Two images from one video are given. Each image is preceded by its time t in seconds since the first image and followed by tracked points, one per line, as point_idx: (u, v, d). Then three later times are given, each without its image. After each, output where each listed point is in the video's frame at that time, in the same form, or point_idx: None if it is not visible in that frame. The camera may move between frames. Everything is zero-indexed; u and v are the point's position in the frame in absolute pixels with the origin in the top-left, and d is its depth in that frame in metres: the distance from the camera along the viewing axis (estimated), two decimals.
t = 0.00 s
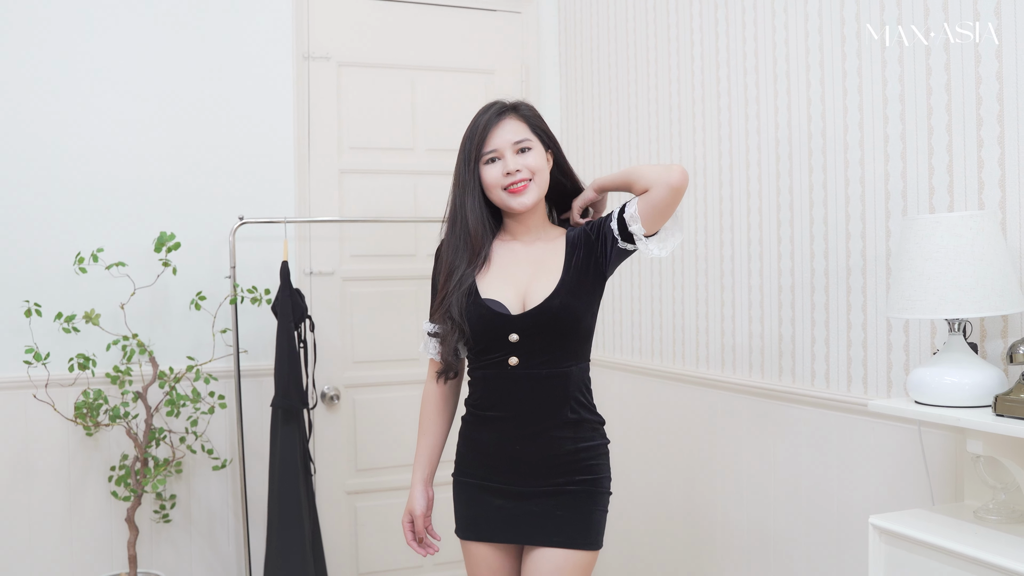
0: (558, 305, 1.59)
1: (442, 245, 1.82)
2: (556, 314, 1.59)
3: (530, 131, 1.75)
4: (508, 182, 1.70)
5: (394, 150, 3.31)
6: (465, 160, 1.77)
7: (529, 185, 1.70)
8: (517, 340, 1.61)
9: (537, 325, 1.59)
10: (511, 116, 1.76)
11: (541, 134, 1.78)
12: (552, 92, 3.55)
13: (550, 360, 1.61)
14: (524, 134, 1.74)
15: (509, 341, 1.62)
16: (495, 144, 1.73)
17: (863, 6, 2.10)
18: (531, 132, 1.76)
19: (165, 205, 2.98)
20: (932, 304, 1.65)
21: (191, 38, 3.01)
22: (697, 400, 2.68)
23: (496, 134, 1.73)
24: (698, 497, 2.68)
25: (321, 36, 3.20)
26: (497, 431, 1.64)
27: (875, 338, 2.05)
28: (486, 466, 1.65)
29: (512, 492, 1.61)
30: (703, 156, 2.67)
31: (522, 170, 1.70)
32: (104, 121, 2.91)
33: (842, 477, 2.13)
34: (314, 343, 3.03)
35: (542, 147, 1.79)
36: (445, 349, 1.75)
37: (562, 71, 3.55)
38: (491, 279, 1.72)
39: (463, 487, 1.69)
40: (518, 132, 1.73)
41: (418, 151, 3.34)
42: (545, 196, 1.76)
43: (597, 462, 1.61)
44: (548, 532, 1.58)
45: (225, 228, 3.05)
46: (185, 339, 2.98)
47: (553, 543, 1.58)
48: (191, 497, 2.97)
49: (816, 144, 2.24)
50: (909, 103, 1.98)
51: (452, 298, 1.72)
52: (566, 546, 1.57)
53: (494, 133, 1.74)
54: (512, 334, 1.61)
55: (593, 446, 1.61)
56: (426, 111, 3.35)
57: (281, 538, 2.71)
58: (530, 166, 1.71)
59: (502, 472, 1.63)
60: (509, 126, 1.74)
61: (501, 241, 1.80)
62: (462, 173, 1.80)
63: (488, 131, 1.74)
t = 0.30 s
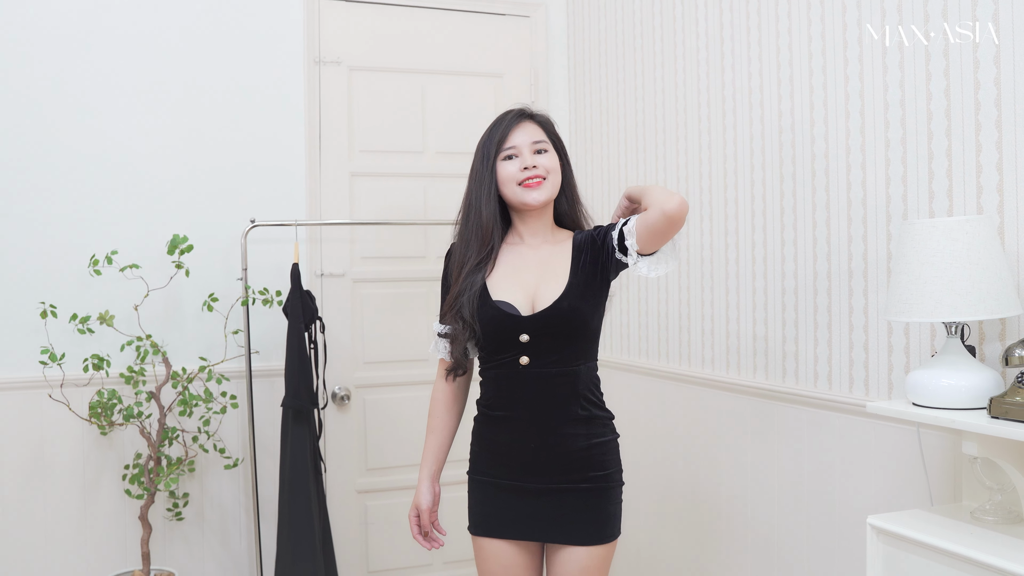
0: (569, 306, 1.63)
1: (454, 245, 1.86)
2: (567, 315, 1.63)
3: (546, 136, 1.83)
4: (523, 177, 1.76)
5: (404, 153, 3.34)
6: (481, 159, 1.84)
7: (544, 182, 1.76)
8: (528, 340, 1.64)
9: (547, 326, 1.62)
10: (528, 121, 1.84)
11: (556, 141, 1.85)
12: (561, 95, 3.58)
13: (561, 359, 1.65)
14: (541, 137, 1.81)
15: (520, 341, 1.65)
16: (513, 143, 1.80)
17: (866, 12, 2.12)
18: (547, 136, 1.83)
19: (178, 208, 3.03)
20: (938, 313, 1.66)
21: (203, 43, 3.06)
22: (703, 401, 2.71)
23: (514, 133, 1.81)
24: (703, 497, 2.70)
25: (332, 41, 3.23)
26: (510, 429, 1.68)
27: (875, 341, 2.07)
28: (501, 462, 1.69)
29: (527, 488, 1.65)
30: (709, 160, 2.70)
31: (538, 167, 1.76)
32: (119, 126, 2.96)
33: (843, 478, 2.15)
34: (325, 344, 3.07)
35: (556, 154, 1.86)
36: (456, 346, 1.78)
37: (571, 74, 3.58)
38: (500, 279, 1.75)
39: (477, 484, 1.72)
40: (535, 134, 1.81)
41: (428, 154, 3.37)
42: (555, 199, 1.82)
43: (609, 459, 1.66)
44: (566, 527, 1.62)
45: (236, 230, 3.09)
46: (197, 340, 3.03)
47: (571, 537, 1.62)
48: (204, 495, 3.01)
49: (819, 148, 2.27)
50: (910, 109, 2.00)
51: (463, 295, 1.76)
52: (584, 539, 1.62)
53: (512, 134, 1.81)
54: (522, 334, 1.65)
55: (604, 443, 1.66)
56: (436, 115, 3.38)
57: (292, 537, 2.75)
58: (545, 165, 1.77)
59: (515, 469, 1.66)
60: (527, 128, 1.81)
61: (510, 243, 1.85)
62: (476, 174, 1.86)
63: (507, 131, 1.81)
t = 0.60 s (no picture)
0: (594, 309, 1.68)
1: (477, 248, 1.90)
2: (593, 317, 1.68)
3: (569, 143, 1.87)
4: (547, 182, 1.80)
5: (410, 152, 3.37)
6: (506, 163, 1.87)
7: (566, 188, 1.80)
8: (553, 341, 1.69)
9: (574, 329, 1.67)
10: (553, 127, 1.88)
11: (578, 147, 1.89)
12: (567, 94, 3.60)
13: (586, 358, 1.69)
14: (564, 144, 1.85)
15: (546, 342, 1.69)
16: (538, 150, 1.84)
17: (866, 12, 2.13)
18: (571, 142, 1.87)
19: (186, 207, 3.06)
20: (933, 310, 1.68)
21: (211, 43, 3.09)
22: (705, 399, 2.73)
23: (539, 138, 1.84)
24: (705, 494, 2.72)
25: (339, 41, 3.26)
26: (535, 425, 1.72)
27: (874, 338, 2.08)
28: (526, 455, 1.73)
29: (553, 480, 1.69)
30: (711, 159, 2.72)
31: (561, 173, 1.80)
32: (127, 125, 2.99)
33: (842, 474, 2.17)
34: (331, 341, 3.10)
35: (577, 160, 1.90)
36: (478, 347, 1.82)
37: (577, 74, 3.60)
38: (523, 282, 1.80)
39: (502, 475, 1.77)
40: (558, 141, 1.85)
41: (434, 153, 3.40)
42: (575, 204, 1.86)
43: (630, 451, 1.72)
44: (591, 517, 1.68)
45: (243, 229, 3.12)
46: (205, 337, 3.06)
47: (598, 526, 1.68)
48: (211, 491, 3.05)
49: (820, 147, 2.28)
50: (909, 108, 2.01)
51: (487, 296, 1.80)
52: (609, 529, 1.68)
53: (537, 139, 1.85)
54: (548, 335, 1.69)
55: (628, 437, 1.71)
56: (442, 114, 3.41)
57: (298, 532, 2.78)
58: (568, 171, 1.81)
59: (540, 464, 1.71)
60: (552, 134, 1.85)
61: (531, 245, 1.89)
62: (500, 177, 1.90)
63: (532, 137, 1.85)
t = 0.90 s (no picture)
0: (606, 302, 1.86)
1: (498, 242, 2.05)
2: (605, 310, 1.85)
3: (580, 140, 2.01)
4: (559, 180, 1.94)
5: (409, 147, 3.38)
6: (522, 162, 2.02)
7: (578, 185, 1.95)
8: (568, 332, 1.85)
9: (588, 320, 1.83)
10: (564, 125, 2.02)
11: (589, 142, 2.03)
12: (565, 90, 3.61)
13: (598, 348, 1.86)
14: (575, 142, 1.99)
15: (561, 332, 1.85)
16: (549, 148, 1.98)
17: (860, 5, 2.14)
18: (581, 138, 2.00)
19: (184, 201, 3.07)
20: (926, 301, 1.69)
21: (209, 39, 3.11)
22: (701, 392, 2.74)
23: (551, 137, 1.98)
24: (701, 487, 2.73)
25: (337, 37, 3.28)
26: (550, 411, 1.87)
27: (866, 330, 2.09)
28: (541, 441, 1.88)
29: (568, 463, 1.84)
30: (707, 153, 2.73)
31: (572, 171, 1.94)
32: (126, 120, 3.01)
33: (836, 465, 2.17)
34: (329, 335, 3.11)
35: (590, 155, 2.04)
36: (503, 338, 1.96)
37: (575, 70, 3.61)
38: (542, 276, 1.96)
39: (517, 461, 1.91)
40: (570, 140, 1.99)
41: (432, 148, 3.41)
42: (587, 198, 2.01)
43: (638, 433, 1.88)
44: (606, 493, 1.83)
45: (242, 223, 3.14)
46: (203, 331, 3.07)
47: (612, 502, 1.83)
48: (209, 483, 3.06)
49: (814, 141, 2.29)
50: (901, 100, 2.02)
51: (508, 289, 1.96)
52: (623, 502, 1.83)
53: (549, 138, 1.99)
54: (563, 327, 1.85)
55: (636, 418, 1.87)
56: (440, 110, 3.42)
57: (295, 524, 2.79)
58: (580, 168, 1.95)
59: (557, 446, 1.85)
60: (563, 132, 1.99)
61: (549, 238, 2.04)
62: (517, 175, 2.04)
63: (545, 136, 1.99)
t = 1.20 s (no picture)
0: (605, 284, 2.05)
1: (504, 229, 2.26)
2: (603, 293, 2.05)
3: (581, 132, 2.21)
4: (559, 169, 2.14)
5: (404, 141, 3.40)
6: (527, 155, 2.23)
7: (577, 173, 2.15)
8: (568, 311, 2.05)
9: (587, 300, 2.03)
10: (566, 119, 2.22)
11: (590, 134, 2.23)
12: (560, 85, 3.63)
13: (597, 329, 2.06)
14: (576, 134, 2.19)
15: (561, 311, 2.05)
16: (551, 140, 2.18)
17: None
18: (581, 131, 2.21)
19: (180, 194, 3.09)
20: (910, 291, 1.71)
21: (205, 33, 3.12)
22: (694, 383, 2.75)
23: (553, 130, 2.18)
24: (694, 477, 2.75)
25: (333, 31, 3.29)
26: (550, 385, 2.06)
27: (855, 319, 2.10)
28: (542, 414, 2.07)
29: (567, 435, 2.03)
30: (700, 146, 2.75)
31: (572, 161, 2.15)
32: (122, 113, 3.02)
33: (826, 454, 2.19)
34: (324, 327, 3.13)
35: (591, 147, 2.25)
36: (506, 318, 2.16)
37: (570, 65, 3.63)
38: (543, 259, 2.16)
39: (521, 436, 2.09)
40: (571, 131, 2.19)
41: (427, 142, 3.43)
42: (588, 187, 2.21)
43: (633, 411, 2.07)
44: (601, 466, 2.01)
45: (238, 216, 3.15)
46: (199, 323, 3.09)
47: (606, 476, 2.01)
48: (205, 474, 3.08)
49: (805, 132, 2.30)
50: (890, 91, 2.03)
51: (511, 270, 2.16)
52: (617, 479, 2.02)
53: (551, 131, 2.19)
54: (564, 306, 2.05)
55: (631, 399, 2.07)
56: (435, 104, 3.44)
57: (291, 515, 2.81)
58: (579, 158, 2.15)
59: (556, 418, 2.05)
60: (564, 125, 2.19)
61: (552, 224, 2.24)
62: (522, 166, 2.24)
63: (547, 129, 2.19)
